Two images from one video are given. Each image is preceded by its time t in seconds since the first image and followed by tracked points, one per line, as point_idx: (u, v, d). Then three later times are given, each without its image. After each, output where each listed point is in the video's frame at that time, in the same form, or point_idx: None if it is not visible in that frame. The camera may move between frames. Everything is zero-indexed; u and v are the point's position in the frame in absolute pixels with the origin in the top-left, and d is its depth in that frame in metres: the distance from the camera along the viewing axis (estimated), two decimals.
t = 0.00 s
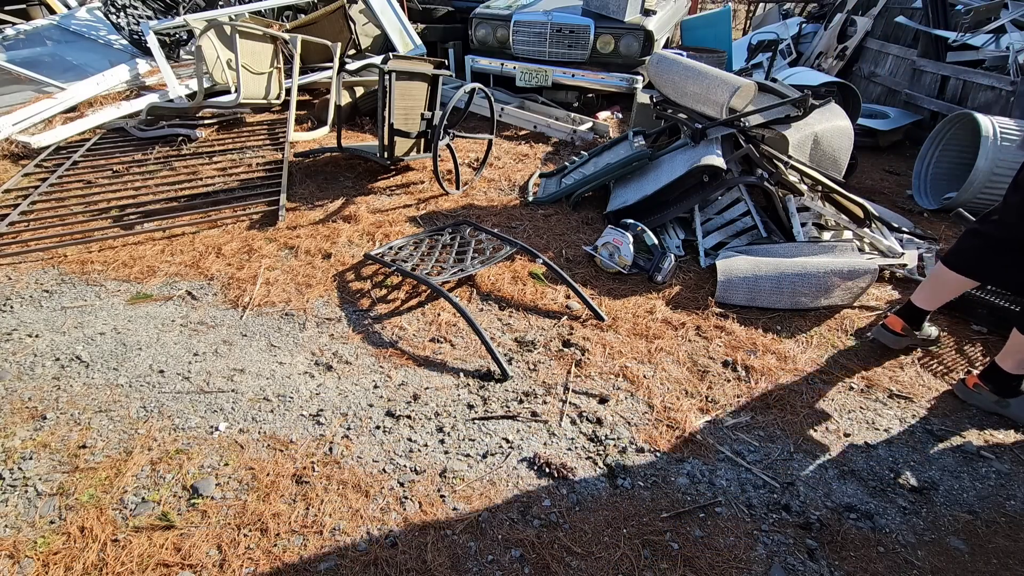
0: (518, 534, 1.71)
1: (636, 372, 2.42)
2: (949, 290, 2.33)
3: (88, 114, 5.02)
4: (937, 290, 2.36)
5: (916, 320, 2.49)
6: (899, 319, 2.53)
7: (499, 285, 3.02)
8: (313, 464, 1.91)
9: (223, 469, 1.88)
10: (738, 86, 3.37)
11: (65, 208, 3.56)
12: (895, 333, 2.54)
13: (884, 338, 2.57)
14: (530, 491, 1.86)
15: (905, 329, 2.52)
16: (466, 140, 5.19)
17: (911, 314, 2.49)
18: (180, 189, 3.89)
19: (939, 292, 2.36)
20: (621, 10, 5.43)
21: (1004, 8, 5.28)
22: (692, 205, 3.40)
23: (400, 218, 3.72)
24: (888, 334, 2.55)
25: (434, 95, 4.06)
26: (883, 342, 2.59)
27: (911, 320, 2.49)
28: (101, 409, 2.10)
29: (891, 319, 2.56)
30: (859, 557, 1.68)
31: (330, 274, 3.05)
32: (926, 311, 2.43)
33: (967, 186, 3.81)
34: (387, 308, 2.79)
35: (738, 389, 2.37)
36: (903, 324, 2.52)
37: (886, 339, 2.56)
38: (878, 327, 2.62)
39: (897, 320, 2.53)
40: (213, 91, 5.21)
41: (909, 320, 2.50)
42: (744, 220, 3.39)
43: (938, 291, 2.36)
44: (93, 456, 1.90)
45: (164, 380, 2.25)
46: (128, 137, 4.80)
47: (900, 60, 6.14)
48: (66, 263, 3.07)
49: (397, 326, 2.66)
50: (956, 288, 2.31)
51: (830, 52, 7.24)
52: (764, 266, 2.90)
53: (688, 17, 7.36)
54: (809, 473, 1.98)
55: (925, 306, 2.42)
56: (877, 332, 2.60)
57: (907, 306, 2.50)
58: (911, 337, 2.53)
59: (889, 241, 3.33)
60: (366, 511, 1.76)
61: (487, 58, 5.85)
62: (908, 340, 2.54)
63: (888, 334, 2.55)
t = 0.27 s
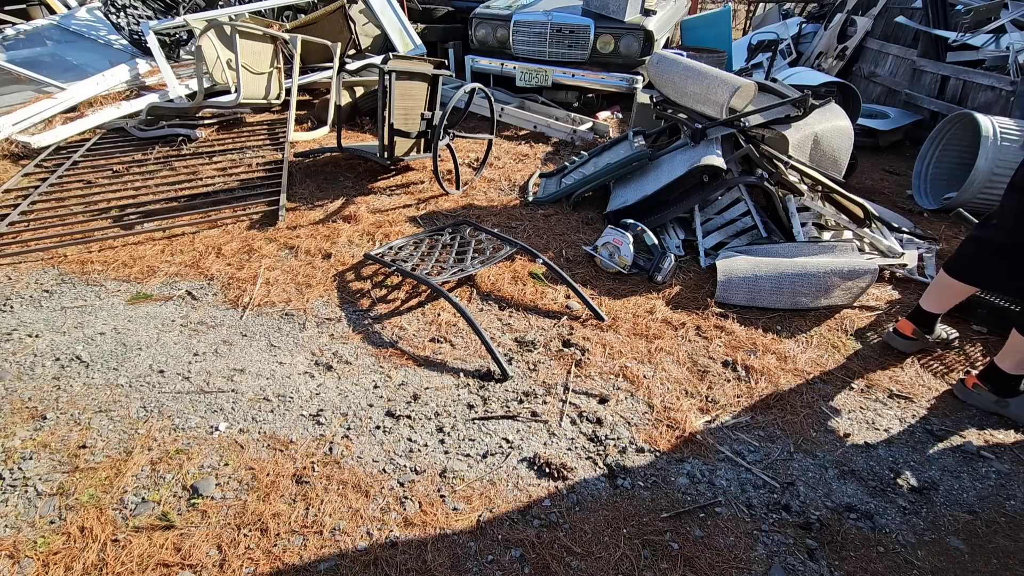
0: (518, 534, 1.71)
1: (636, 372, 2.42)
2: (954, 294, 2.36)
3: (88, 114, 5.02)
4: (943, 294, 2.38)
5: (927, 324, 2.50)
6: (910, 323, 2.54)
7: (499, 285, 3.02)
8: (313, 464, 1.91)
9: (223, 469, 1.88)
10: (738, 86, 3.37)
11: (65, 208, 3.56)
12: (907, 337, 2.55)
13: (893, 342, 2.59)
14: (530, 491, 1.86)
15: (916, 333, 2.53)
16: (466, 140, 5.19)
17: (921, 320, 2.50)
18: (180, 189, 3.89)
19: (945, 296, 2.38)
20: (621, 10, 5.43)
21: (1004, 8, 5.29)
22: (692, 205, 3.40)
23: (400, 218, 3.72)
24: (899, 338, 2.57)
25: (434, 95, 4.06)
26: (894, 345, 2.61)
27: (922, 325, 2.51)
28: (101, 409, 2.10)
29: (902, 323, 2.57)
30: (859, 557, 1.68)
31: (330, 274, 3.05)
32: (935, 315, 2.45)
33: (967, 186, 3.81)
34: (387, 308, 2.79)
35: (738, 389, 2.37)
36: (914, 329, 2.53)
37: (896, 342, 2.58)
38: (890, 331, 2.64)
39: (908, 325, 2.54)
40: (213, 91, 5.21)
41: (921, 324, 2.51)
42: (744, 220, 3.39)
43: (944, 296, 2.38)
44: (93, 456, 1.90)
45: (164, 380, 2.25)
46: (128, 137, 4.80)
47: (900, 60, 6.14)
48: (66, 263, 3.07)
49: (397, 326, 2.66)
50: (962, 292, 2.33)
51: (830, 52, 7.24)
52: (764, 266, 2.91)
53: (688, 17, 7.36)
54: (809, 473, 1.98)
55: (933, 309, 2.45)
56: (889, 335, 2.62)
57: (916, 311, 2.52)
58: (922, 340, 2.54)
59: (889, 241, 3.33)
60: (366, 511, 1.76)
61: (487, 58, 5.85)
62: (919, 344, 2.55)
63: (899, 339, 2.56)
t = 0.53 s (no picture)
0: (518, 534, 1.71)
1: (636, 372, 2.42)
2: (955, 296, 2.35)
3: (88, 114, 5.02)
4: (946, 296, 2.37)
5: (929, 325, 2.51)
6: (912, 324, 2.55)
7: (499, 285, 3.02)
8: (313, 464, 1.91)
9: (223, 469, 1.88)
10: (738, 86, 3.36)
11: (65, 208, 3.56)
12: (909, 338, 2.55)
13: (895, 342, 2.58)
14: (530, 491, 1.85)
15: (919, 334, 2.53)
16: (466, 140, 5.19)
17: (924, 320, 2.50)
18: (180, 189, 3.89)
19: (948, 298, 2.37)
20: (621, 10, 5.43)
21: (1004, 8, 5.28)
22: (692, 205, 3.40)
23: (400, 218, 3.72)
24: (903, 339, 2.56)
25: (434, 95, 4.06)
26: (897, 347, 2.59)
27: (925, 325, 2.51)
28: (101, 409, 2.10)
29: (904, 324, 2.57)
30: (859, 557, 1.68)
31: (330, 274, 3.05)
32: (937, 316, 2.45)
33: (967, 186, 3.81)
34: (387, 308, 2.79)
35: (738, 389, 2.37)
36: (916, 329, 2.54)
37: (900, 343, 2.57)
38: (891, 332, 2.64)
39: (910, 326, 2.55)
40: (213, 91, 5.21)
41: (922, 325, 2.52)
42: (744, 220, 3.39)
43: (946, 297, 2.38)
44: (93, 456, 1.90)
45: (164, 380, 2.25)
46: (128, 137, 4.80)
47: (900, 60, 6.14)
48: (66, 263, 3.07)
49: (397, 326, 2.66)
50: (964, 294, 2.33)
51: (830, 52, 7.24)
52: (764, 266, 2.90)
53: (688, 17, 7.36)
54: (809, 473, 1.98)
55: (935, 311, 2.44)
56: (891, 336, 2.61)
57: (918, 312, 2.53)
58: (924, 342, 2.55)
59: (889, 241, 3.33)
60: (366, 511, 1.76)
61: (487, 58, 5.85)
62: (921, 346, 2.55)
63: (903, 339, 2.56)
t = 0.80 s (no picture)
0: (518, 534, 1.71)
1: (636, 372, 2.42)
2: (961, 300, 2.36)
3: (88, 114, 5.02)
4: (953, 300, 2.37)
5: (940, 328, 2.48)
6: (922, 328, 2.50)
7: (499, 285, 3.02)
8: (313, 464, 1.91)
9: (223, 469, 1.88)
10: (738, 86, 3.36)
11: (65, 208, 3.56)
12: (920, 343, 2.51)
13: (910, 349, 2.53)
14: (530, 491, 1.86)
15: (931, 338, 2.50)
16: (466, 140, 5.19)
17: (934, 324, 2.47)
18: (180, 189, 3.89)
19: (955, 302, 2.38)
20: (621, 11, 5.43)
21: (1005, 8, 5.28)
22: (692, 205, 3.40)
23: (400, 218, 3.72)
24: (916, 346, 2.52)
25: (434, 95, 4.06)
26: (909, 353, 2.55)
27: (936, 329, 2.48)
28: (101, 409, 2.10)
29: (915, 329, 2.52)
30: (859, 557, 1.67)
31: (330, 274, 3.05)
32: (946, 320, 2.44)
33: (967, 186, 3.81)
34: (387, 308, 2.79)
35: (738, 389, 2.37)
36: (928, 333, 2.50)
37: (914, 350, 2.52)
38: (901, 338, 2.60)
39: (921, 331, 2.50)
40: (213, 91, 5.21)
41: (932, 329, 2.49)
42: (744, 220, 3.39)
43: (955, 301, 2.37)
44: (93, 456, 1.90)
45: (164, 380, 2.25)
46: (128, 137, 4.80)
47: (900, 60, 6.14)
48: (66, 263, 3.07)
49: (397, 326, 2.66)
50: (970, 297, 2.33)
51: (830, 52, 7.24)
52: (764, 267, 2.90)
53: (688, 17, 7.36)
54: (809, 473, 1.98)
55: (944, 314, 2.43)
56: (902, 342, 2.56)
57: (927, 316, 2.49)
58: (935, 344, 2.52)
59: (889, 241, 3.33)
60: (366, 511, 1.76)
61: (487, 58, 5.85)
62: (934, 348, 2.51)
63: (917, 346, 2.51)
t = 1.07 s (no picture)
0: (518, 534, 1.71)
1: (636, 372, 2.42)
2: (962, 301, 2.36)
3: (88, 114, 5.02)
4: (952, 299, 2.37)
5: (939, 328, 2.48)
6: (921, 328, 2.50)
7: (499, 285, 3.02)
8: (313, 464, 1.91)
9: (223, 469, 1.88)
10: (738, 86, 3.36)
11: (65, 208, 3.56)
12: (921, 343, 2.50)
13: (909, 349, 2.53)
14: (530, 491, 1.86)
15: (930, 338, 2.49)
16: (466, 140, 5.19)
17: (933, 324, 2.47)
18: (180, 189, 3.89)
19: (954, 302, 2.37)
20: (621, 11, 5.43)
21: (1004, 8, 5.29)
22: (692, 205, 3.40)
23: (400, 218, 3.72)
24: (915, 346, 2.51)
25: (434, 95, 4.06)
26: (909, 353, 2.54)
27: (935, 329, 2.47)
28: (101, 409, 2.10)
29: (914, 329, 2.52)
30: (859, 557, 1.67)
31: (330, 274, 3.05)
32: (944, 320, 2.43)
33: (967, 186, 3.81)
34: (387, 308, 2.79)
35: (738, 389, 2.37)
36: (927, 333, 2.49)
37: (914, 350, 2.52)
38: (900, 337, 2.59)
39: (920, 331, 2.50)
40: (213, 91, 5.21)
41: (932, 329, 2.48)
42: (744, 220, 3.39)
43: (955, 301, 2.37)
44: (93, 456, 1.90)
45: (164, 380, 2.25)
46: (128, 137, 4.80)
47: (900, 60, 6.14)
48: (66, 263, 3.07)
49: (397, 326, 2.66)
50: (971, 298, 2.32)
51: (830, 52, 7.25)
52: (764, 267, 2.90)
53: (688, 17, 7.36)
54: (809, 473, 1.98)
55: (942, 314, 2.43)
56: (902, 343, 2.56)
57: (926, 316, 2.49)
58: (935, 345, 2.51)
59: (889, 241, 3.33)
60: (366, 511, 1.76)
61: (487, 58, 5.85)
62: (933, 349, 2.51)
63: (916, 346, 2.50)
